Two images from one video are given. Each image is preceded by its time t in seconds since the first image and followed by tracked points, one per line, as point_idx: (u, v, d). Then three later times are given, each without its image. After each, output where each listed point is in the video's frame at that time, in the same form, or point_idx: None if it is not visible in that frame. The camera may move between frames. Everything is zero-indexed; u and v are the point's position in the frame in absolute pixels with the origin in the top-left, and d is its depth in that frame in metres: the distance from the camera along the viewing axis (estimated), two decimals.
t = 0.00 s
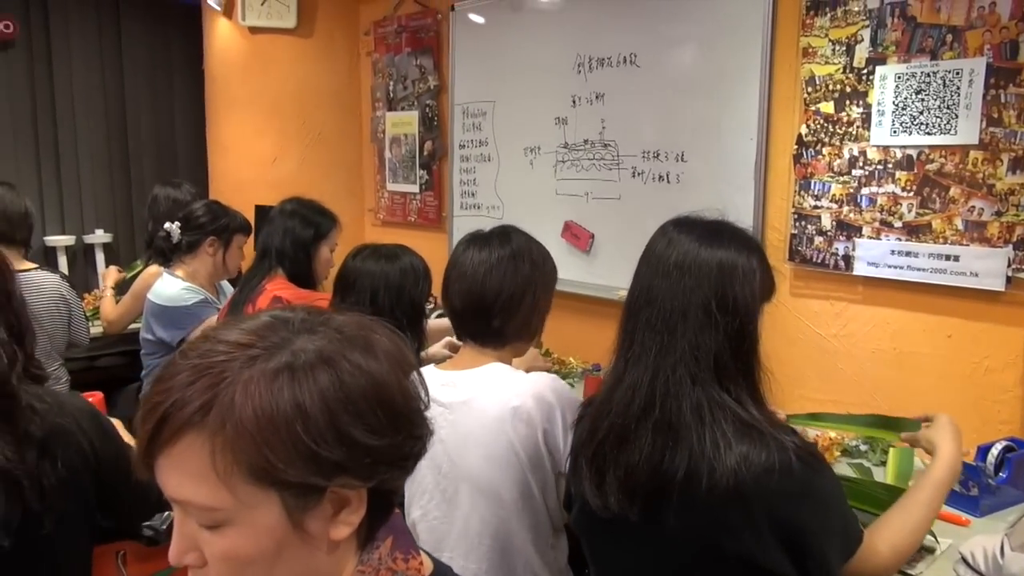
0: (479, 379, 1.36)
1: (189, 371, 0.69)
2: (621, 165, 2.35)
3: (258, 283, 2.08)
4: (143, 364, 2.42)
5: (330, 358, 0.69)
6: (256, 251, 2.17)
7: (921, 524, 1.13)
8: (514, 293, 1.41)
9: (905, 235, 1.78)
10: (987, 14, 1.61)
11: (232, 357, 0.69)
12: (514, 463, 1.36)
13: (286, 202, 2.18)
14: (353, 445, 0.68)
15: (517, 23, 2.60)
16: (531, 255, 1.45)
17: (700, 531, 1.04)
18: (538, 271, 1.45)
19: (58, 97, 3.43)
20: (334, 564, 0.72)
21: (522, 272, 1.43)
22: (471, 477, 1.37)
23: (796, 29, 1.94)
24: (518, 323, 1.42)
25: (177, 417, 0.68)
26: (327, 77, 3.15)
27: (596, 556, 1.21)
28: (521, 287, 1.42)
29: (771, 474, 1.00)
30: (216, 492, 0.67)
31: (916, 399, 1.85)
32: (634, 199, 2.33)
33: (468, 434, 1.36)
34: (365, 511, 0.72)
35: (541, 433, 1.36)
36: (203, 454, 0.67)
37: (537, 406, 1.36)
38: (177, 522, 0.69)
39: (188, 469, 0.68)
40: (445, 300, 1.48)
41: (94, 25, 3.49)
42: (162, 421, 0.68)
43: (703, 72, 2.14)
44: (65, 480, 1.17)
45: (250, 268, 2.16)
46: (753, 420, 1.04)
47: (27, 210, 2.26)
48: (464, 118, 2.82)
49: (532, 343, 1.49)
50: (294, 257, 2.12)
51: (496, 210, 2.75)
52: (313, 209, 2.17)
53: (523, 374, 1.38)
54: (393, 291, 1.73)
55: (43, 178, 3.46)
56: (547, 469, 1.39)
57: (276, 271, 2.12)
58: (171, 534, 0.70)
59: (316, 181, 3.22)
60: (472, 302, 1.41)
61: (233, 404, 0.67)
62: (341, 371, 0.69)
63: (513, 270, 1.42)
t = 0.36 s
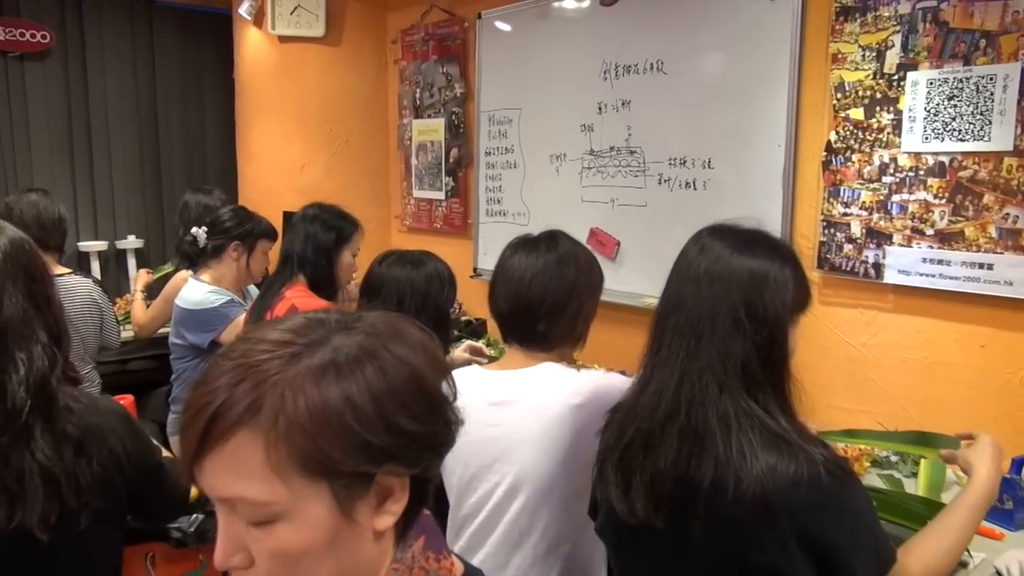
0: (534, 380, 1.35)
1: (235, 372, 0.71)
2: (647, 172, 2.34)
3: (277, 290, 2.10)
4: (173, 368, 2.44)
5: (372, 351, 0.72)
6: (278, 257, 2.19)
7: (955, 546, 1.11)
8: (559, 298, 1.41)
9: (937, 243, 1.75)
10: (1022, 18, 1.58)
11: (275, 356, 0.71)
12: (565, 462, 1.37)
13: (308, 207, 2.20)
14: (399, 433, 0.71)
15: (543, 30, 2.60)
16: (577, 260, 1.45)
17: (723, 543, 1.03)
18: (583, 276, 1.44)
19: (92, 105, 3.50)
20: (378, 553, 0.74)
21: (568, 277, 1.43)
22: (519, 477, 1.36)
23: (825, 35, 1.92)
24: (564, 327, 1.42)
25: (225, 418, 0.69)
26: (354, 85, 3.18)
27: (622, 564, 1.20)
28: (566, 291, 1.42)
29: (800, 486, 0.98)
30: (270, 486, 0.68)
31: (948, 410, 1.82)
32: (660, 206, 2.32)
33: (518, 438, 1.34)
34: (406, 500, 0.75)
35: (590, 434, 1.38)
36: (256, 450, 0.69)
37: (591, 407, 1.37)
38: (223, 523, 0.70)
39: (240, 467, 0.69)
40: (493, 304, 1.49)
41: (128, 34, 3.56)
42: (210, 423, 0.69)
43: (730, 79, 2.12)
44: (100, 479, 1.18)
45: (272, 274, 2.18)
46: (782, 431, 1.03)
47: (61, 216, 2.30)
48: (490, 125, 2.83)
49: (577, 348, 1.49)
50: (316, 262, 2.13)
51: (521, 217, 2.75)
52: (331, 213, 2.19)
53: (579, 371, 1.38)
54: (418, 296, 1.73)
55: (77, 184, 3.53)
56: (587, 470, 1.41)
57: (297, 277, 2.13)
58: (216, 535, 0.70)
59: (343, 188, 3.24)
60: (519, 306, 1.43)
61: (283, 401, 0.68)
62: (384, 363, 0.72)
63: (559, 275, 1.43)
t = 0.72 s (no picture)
0: (557, 380, 1.35)
1: (276, 363, 0.71)
2: (673, 171, 2.33)
3: (304, 289, 2.11)
4: (200, 365, 2.47)
5: (412, 344, 0.73)
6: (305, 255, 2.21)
7: None
8: (586, 297, 1.41)
9: (970, 244, 1.72)
10: None
11: (316, 347, 0.71)
12: (591, 460, 1.36)
13: (334, 206, 2.21)
14: (437, 425, 0.71)
15: (569, 29, 2.60)
16: (605, 261, 1.45)
17: (752, 542, 1.03)
18: (611, 278, 1.44)
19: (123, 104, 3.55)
20: (413, 544, 0.75)
21: (595, 277, 1.43)
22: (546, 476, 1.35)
23: (856, 32, 1.90)
24: (589, 326, 1.42)
25: (268, 407, 0.69)
26: (381, 84, 3.20)
27: (648, 565, 1.20)
28: (593, 291, 1.42)
29: (831, 490, 0.97)
30: (311, 474, 0.69)
31: (980, 414, 1.78)
32: (686, 205, 2.31)
33: (540, 438, 1.34)
34: (441, 492, 0.75)
35: (614, 431, 1.38)
36: (298, 438, 0.69)
37: (615, 406, 1.36)
38: (262, 511, 0.71)
39: (281, 455, 0.69)
40: (517, 300, 1.48)
41: (158, 35, 3.60)
42: (252, 412, 0.70)
43: (759, 77, 2.10)
44: (129, 470, 1.20)
45: (300, 272, 2.19)
46: (815, 435, 1.02)
47: (92, 214, 2.34)
48: (515, 124, 2.83)
49: (598, 349, 1.48)
50: (343, 262, 2.14)
51: (547, 216, 2.75)
52: (360, 212, 2.20)
53: (601, 372, 1.38)
54: (449, 296, 1.74)
55: (110, 182, 3.59)
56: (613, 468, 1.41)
57: (324, 277, 2.15)
58: (255, 522, 0.71)
59: (368, 188, 3.25)
60: (545, 304, 1.42)
61: (325, 390, 0.69)
62: (423, 357, 0.72)
63: (587, 274, 1.42)
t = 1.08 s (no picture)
0: (547, 386, 1.34)
1: (303, 365, 0.72)
2: (701, 171, 2.31)
3: (333, 289, 2.13)
4: (228, 363, 2.49)
5: (436, 346, 0.73)
6: (336, 254, 2.23)
7: None
8: (584, 299, 1.40)
9: (1006, 246, 1.69)
10: None
11: (342, 350, 0.72)
12: (583, 466, 1.34)
13: (365, 206, 2.22)
14: (463, 426, 0.72)
15: (596, 29, 2.59)
16: (609, 265, 1.44)
17: (781, 543, 1.02)
18: (613, 283, 1.43)
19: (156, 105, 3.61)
20: (439, 545, 0.75)
21: (596, 281, 1.42)
22: (539, 480, 1.35)
23: (889, 30, 1.87)
24: (586, 329, 1.40)
25: (296, 409, 0.70)
26: (408, 85, 3.21)
27: (675, 568, 1.19)
28: (593, 294, 1.40)
29: (863, 493, 0.96)
30: (339, 478, 0.70)
31: (1017, 420, 1.75)
32: (714, 206, 2.29)
33: (530, 443, 1.34)
34: (468, 493, 0.75)
35: (606, 437, 1.35)
36: (326, 441, 0.70)
37: (607, 412, 1.34)
38: (291, 513, 0.72)
39: (309, 458, 0.70)
40: (518, 301, 1.48)
41: (190, 36, 3.65)
42: (280, 415, 0.71)
43: (789, 76, 2.08)
44: (159, 467, 1.21)
45: (329, 271, 2.21)
46: (848, 438, 1.01)
47: (126, 213, 2.37)
48: (542, 124, 2.83)
49: (599, 353, 1.46)
50: (373, 262, 2.16)
51: (573, 216, 2.75)
52: (391, 212, 2.22)
53: (591, 377, 1.36)
54: (500, 300, 1.84)
55: (142, 181, 3.64)
56: (613, 476, 1.38)
57: (353, 276, 2.16)
58: (284, 525, 0.72)
59: (395, 188, 3.27)
60: (543, 304, 1.41)
61: (351, 393, 0.69)
62: (448, 358, 0.73)
63: (587, 277, 1.42)
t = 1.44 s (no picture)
0: (573, 392, 1.33)
1: (332, 366, 0.72)
2: (735, 171, 2.29)
3: (364, 289, 2.15)
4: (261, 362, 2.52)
5: (464, 345, 0.72)
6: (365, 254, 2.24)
7: None
8: (607, 300, 1.39)
9: None
10: None
11: (370, 350, 0.72)
12: (608, 475, 1.33)
13: (394, 205, 2.23)
14: (492, 426, 0.71)
15: (628, 28, 2.58)
16: (628, 264, 1.43)
17: (818, 549, 1.00)
18: (634, 281, 1.42)
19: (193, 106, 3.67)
20: (471, 545, 0.75)
21: (617, 280, 1.41)
22: (564, 486, 1.34)
23: (929, 28, 1.84)
24: (612, 330, 1.39)
25: (326, 410, 0.71)
26: (440, 85, 3.23)
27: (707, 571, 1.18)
28: (614, 294, 1.40)
29: (901, 500, 0.94)
30: (369, 478, 0.71)
31: None
32: (749, 207, 2.26)
33: (555, 449, 1.34)
34: (498, 493, 0.75)
35: (632, 449, 1.33)
36: (355, 442, 0.70)
37: (633, 422, 1.33)
38: (323, 513, 0.73)
39: (340, 458, 0.71)
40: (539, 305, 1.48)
41: (226, 38, 3.70)
42: (311, 415, 0.71)
43: (825, 76, 2.05)
44: (194, 469, 1.22)
45: (359, 271, 2.23)
46: (886, 443, 0.99)
47: (164, 213, 2.42)
48: (573, 124, 2.82)
49: (624, 353, 1.45)
50: (401, 261, 2.17)
51: (604, 217, 2.74)
52: (420, 211, 2.23)
53: (617, 383, 1.35)
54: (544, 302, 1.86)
55: (178, 182, 3.70)
56: (641, 485, 1.36)
57: (383, 276, 2.17)
58: (318, 524, 0.73)
59: (427, 188, 3.28)
60: (566, 308, 1.40)
61: (379, 394, 0.70)
62: (476, 358, 0.72)
63: (608, 277, 1.41)
